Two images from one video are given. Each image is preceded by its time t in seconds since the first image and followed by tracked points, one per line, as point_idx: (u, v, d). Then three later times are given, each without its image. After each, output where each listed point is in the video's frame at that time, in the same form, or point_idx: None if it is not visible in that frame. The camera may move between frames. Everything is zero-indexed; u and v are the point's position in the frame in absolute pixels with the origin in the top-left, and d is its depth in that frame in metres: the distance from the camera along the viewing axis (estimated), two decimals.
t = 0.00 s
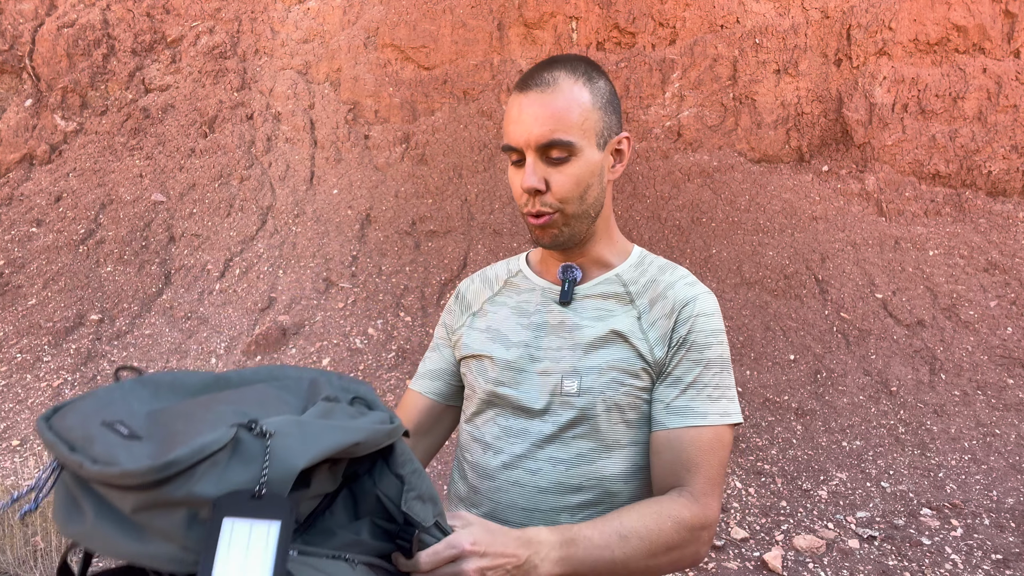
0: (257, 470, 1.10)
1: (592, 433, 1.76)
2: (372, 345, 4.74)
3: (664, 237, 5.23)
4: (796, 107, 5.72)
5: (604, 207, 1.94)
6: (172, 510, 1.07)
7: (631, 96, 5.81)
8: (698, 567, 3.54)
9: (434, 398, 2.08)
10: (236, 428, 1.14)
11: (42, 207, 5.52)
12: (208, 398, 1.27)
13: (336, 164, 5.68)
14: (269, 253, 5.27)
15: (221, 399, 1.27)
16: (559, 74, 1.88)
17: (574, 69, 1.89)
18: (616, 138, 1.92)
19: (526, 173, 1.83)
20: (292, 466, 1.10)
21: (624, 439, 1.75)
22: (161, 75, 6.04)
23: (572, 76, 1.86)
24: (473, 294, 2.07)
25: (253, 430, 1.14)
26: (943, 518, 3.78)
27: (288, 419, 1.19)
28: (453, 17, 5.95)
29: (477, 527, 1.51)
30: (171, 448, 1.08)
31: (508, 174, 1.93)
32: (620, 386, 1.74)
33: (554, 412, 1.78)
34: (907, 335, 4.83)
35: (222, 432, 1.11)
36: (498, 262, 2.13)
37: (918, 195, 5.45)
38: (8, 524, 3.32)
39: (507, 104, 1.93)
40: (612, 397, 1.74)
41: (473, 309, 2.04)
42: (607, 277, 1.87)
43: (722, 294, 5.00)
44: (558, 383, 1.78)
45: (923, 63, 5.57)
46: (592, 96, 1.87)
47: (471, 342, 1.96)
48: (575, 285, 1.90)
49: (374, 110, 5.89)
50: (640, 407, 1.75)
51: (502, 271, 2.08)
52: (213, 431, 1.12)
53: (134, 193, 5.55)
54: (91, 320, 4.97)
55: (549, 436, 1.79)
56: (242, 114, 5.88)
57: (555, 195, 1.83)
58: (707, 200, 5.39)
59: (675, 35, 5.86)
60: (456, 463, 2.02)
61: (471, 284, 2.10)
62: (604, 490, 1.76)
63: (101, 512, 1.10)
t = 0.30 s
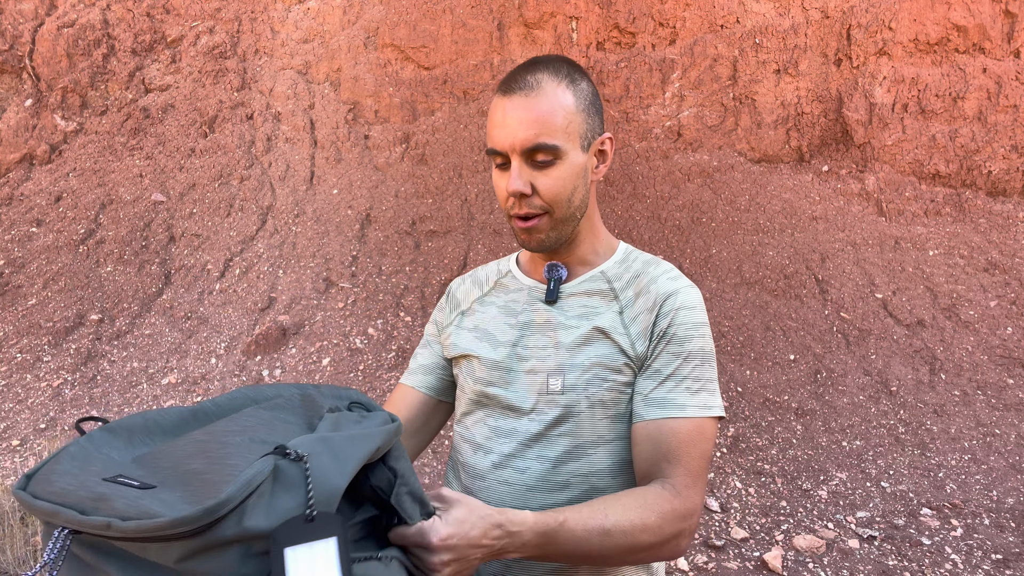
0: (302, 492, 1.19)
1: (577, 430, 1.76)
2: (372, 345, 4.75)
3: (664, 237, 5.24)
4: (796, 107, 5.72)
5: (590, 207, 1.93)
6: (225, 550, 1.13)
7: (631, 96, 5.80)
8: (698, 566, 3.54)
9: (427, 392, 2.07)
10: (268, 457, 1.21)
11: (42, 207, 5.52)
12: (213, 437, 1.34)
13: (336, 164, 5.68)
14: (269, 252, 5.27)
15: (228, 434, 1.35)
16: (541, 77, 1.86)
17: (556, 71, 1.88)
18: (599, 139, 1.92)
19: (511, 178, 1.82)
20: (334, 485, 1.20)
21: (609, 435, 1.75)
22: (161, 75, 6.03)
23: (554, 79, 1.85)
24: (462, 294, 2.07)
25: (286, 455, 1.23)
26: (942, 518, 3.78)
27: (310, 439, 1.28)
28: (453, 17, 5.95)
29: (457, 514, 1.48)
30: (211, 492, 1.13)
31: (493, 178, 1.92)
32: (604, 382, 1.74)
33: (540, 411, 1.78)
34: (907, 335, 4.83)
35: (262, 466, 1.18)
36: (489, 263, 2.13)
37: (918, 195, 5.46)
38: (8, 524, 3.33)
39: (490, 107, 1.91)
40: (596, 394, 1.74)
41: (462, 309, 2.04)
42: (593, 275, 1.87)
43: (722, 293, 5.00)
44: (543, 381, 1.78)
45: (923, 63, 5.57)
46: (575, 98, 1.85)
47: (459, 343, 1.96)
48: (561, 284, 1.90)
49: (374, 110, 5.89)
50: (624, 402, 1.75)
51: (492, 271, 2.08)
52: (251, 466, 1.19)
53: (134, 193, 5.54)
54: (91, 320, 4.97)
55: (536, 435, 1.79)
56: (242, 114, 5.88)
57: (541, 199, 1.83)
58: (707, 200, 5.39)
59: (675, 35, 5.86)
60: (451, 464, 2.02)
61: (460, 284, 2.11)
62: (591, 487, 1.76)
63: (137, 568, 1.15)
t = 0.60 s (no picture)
0: (308, 509, 1.37)
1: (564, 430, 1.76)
2: (372, 345, 4.76)
3: (663, 237, 5.24)
4: (796, 107, 5.71)
5: (583, 209, 1.93)
6: None
7: (631, 96, 5.80)
8: (698, 567, 3.54)
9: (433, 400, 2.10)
10: (262, 492, 1.37)
11: (42, 207, 5.52)
12: (184, 505, 1.42)
13: (336, 164, 5.68)
14: (270, 252, 5.27)
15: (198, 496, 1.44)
16: (536, 78, 1.85)
17: (551, 73, 1.87)
18: (593, 140, 1.91)
19: (503, 179, 1.82)
20: (332, 494, 1.40)
21: (596, 435, 1.76)
22: (161, 74, 6.03)
23: (549, 80, 1.84)
24: (455, 289, 2.08)
25: (277, 484, 1.39)
26: (943, 518, 3.78)
27: (286, 465, 1.45)
28: (453, 17, 5.94)
29: (435, 487, 1.54)
30: (228, 537, 1.29)
31: (486, 179, 1.91)
32: (592, 384, 1.74)
33: (528, 410, 1.78)
34: (907, 335, 4.83)
35: (261, 502, 1.34)
36: (482, 257, 2.13)
37: (918, 195, 5.46)
38: (9, 524, 3.33)
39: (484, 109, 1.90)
40: (583, 395, 1.74)
41: (455, 305, 2.05)
42: (582, 275, 1.86)
43: (722, 293, 5.00)
44: (531, 381, 1.78)
45: (923, 63, 5.57)
46: (569, 99, 1.85)
47: (451, 340, 1.97)
48: (549, 283, 1.90)
49: (374, 110, 5.89)
50: (613, 403, 1.75)
51: (484, 266, 2.08)
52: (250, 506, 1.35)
53: (134, 193, 5.54)
54: (91, 320, 4.97)
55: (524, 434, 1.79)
56: (242, 114, 5.88)
57: (534, 203, 1.82)
58: (707, 200, 5.39)
59: (675, 35, 5.85)
60: (442, 456, 2.06)
61: (454, 281, 2.11)
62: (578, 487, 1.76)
63: None
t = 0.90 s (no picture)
0: (299, 510, 1.32)
1: (559, 426, 1.75)
2: (372, 345, 4.76)
3: (663, 237, 5.24)
4: (796, 107, 5.71)
5: (576, 207, 1.92)
6: None
7: (631, 96, 5.79)
8: (698, 567, 3.54)
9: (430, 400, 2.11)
10: (253, 496, 1.33)
11: (42, 207, 5.51)
12: (177, 515, 1.40)
13: (336, 164, 5.68)
14: (270, 252, 5.27)
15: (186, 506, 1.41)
16: (528, 76, 1.85)
17: (543, 71, 1.87)
18: (585, 139, 1.90)
19: (493, 176, 1.82)
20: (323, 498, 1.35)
21: (592, 431, 1.75)
22: (161, 75, 6.04)
23: (540, 79, 1.84)
24: (452, 288, 2.09)
25: (267, 487, 1.35)
26: (943, 518, 3.78)
27: (275, 469, 1.42)
28: (453, 17, 5.94)
29: (422, 475, 1.53)
30: (226, 542, 1.25)
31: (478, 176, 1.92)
32: (587, 378, 1.73)
33: (522, 406, 1.78)
34: (907, 335, 4.83)
35: (257, 505, 1.30)
36: (479, 258, 2.14)
37: (918, 195, 5.46)
38: (8, 524, 3.33)
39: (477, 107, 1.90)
40: (578, 389, 1.73)
41: (451, 304, 2.05)
42: (577, 270, 1.87)
43: (722, 293, 5.00)
44: (525, 376, 1.78)
45: (923, 63, 5.57)
46: (561, 98, 1.84)
47: (447, 338, 1.97)
48: (544, 278, 1.90)
49: (374, 110, 5.89)
50: (608, 398, 1.74)
51: (481, 265, 2.09)
52: (243, 510, 1.31)
53: (134, 194, 5.54)
54: (91, 320, 4.97)
55: (518, 430, 1.79)
56: (242, 114, 5.88)
57: (524, 200, 1.83)
58: (707, 200, 5.39)
59: (675, 35, 5.85)
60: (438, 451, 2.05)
61: (452, 280, 2.12)
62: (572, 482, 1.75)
63: None
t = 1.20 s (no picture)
0: (285, 544, 1.27)
1: (560, 427, 1.75)
2: (372, 345, 4.76)
3: (663, 237, 5.24)
4: (796, 107, 5.71)
5: (576, 207, 1.92)
6: None
7: (631, 96, 5.79)
8: (698, 567, 3.53)
9: (428, 395, 2.12)
10: (239, 529, 1.27)
11: (42, 207, 5.51)
12: (164, 534, 1.34)
13: (336, 164, 5.68)
14: (270, 252, 5.27)
15: (174, 526, 1.34)
16: (528, 76, 1.85)
17: (544, 71, 1.87)
18: (585, 139, 1.90)
19: (494, 174, 1.82)
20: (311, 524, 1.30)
21: (592, 432, 1.75)
22: (161, 75, 6.04)
23: (541, 79, 1.84)
24: (451, 286, 2.08)
25: (254, 517, 1.29)
26: (943, 518, 3.78)
27: (266, 494, 1.35)
28: (452, 17, 5.94)
29: (428, 479, 1.52)
30: None
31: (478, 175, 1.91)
32: (588, 380, 1.73)
33: (523, 406, 1.78)
34: (907, 335, 4.83)
35: (241, 538, 1.25)
36: (479, 255, 2.13)
37: (918, 195, 5.45)
38: (8, 524, 3.33)
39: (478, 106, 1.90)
40: (579, 390, 1.73)
41: (450, 301, 2.05)
42: (578, 271, 1.86)
43: (722, 293, 5.00)
44: (527, 377, 1.78)
45: (923, 63, 5.57)
46: (561, 98, 1.84)
47: (446, 336, 1.97)
48: (544, 279, 1.89)
49: (374, 110, 5.89)
50: (608, 399, 1.74)
51: (481, 263, 2.09)
52: (229, 543, 1.25)
53: (134, 194, 5.54)
54: (91, 320, 4.97)
55: (518, 431, 1.78)
56: (242, 114, 5.88)
57: (524, 198, 1.82)
58: (707, 200, 5.39)
59: (675, 35, 5.85)
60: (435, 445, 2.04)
61: (452, 277, 2.11)
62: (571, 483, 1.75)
63: None
